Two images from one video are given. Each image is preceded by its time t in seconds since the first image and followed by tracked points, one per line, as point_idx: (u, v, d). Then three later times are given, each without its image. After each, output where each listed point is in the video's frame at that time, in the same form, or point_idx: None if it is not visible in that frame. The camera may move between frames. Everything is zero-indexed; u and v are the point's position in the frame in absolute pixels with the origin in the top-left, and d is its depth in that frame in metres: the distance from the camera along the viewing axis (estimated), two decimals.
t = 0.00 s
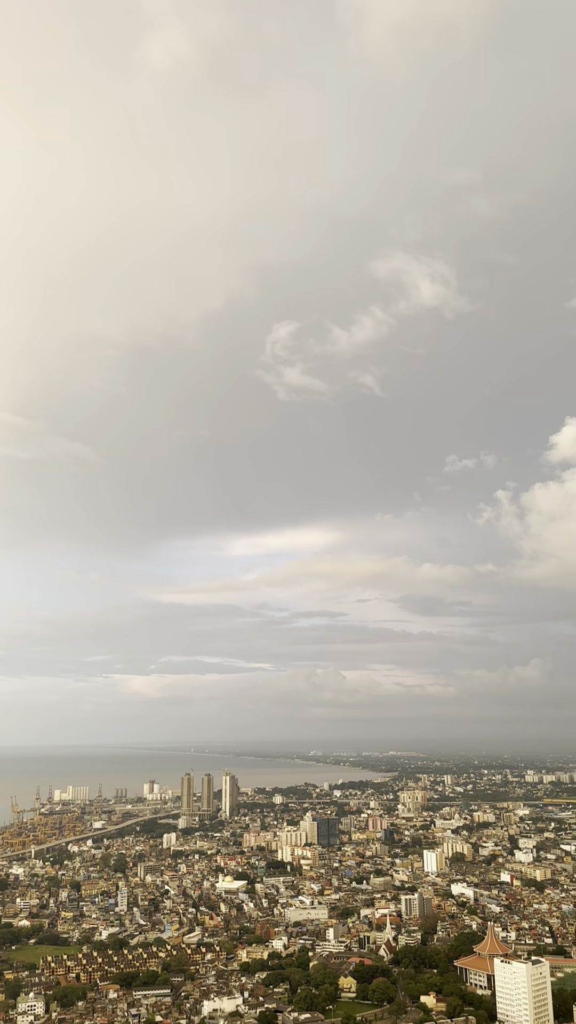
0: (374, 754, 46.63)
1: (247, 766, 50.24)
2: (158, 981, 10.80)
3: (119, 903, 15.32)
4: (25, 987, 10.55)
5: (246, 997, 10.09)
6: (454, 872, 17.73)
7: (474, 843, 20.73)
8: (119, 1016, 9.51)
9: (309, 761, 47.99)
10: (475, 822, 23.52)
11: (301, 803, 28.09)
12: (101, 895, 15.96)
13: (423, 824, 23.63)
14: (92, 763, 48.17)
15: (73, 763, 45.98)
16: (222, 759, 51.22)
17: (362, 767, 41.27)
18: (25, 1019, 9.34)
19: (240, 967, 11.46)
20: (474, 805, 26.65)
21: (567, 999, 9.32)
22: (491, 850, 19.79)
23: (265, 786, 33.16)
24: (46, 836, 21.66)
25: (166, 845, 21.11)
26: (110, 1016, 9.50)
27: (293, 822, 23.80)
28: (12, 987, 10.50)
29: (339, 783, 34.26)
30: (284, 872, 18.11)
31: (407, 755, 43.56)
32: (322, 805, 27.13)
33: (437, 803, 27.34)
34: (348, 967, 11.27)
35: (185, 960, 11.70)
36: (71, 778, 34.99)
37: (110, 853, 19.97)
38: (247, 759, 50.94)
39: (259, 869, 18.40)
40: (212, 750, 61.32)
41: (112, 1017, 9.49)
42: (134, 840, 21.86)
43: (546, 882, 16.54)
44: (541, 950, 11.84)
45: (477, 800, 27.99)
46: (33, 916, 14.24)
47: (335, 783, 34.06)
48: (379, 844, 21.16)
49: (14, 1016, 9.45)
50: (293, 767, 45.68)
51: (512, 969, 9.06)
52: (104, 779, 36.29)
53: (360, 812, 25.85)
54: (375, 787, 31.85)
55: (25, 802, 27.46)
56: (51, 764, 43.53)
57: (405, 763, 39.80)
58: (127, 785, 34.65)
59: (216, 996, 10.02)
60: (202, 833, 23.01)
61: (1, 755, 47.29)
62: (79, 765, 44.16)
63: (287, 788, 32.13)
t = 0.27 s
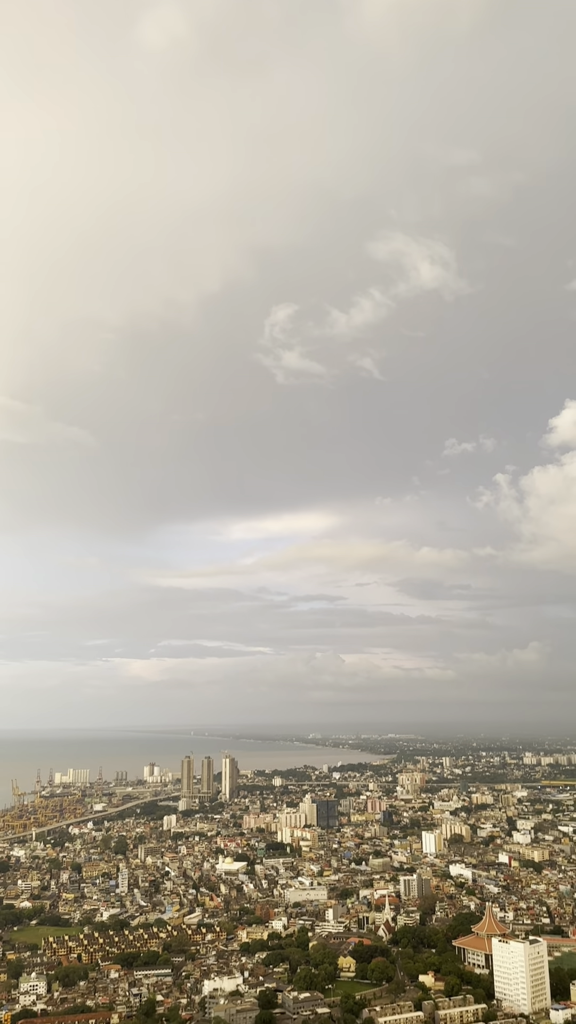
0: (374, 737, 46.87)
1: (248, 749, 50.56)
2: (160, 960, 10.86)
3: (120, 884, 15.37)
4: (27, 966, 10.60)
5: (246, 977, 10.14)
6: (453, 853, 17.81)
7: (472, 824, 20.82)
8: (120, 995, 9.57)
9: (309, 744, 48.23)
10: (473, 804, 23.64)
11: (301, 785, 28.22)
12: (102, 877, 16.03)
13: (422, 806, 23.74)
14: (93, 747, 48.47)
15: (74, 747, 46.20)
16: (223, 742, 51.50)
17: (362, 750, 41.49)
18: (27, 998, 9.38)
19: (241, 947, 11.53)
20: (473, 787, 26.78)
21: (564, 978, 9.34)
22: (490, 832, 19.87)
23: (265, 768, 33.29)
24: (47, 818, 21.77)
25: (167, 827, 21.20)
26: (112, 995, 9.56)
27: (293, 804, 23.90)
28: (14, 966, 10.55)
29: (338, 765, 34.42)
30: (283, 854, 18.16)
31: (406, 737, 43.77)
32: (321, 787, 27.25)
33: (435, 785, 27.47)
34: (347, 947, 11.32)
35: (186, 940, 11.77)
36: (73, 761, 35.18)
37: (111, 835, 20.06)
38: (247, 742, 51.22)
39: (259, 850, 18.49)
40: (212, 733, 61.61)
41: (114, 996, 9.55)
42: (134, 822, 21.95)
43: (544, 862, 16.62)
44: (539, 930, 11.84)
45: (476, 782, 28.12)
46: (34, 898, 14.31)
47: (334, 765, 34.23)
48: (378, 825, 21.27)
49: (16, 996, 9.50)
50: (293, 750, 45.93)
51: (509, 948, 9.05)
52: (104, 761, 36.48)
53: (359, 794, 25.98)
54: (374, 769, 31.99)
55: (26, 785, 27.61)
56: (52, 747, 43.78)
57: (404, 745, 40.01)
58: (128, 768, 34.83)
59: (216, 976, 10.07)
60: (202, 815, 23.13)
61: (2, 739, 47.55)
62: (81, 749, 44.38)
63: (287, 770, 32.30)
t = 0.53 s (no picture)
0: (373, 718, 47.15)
1: (247, 731, 50.84)
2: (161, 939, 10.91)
3: (121, 864, 15.44)
4: (29, 945, 10.64)
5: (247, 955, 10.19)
6: (451, 833, 17.90)
7: (471, 804, 20.93)
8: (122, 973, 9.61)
9: (308, 725, 48.54)
10: (472, 784, 23.76)
11: (300, 766, 28.35)
12: (104, 857, 16.10)
13: (421, 786, 23.87)
14: (95, 728, 48.71)
15: (75, 728, 46.41)
16: (222, 723, 51.78)
17: (361, 731, 41.71)
18: (29, 976, 9.42)
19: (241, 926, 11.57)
20: (471, 767, 26.91)
21: (562, 955, 9.38)
22: (488, 811, 19.97)
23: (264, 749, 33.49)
24: (48, 800, 21.86)
25: (167, 808, 21.31)
26: (114, 973, 9.60)
27: (292, 785, 24.01)
28: (17, 946, 10.59)
29: (337, 746, 34.59)
30: (283, 834, 18.25)
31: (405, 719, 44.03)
32: (321, 768, 27.37)
33: (434, 765, 27.62)
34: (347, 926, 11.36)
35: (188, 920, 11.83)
36: (73, 743, 35.33)
37: (112, 816, 20.16)
38: (247, 724, 51.52)
39: (259, 830, 18.58)
40: (212, 715, 61.95)
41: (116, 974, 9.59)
42: (135, 803, 22.06)
43: (542, 842, 16.69)
44: (536, 908, 11.91)
45: (474, 762, 28.26)
46: (36, 878, 14.37)
47: (333, 746, 34.38)
48: (377, 805, 21.38)
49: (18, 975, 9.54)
50: (292, 731, 46.22)
51: (507, 926, 9.08)
52: (105, 743, 36.66)
53: (359, 774, 26.11)
54: (373, 750, 32.17)
55: (28, 767, 27.72)
56: (53, 729, 43.99)
57: (404, 726, 40.21)
58: (129, 749, 35.00)
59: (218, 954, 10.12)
60: (203, 796, 23.24)
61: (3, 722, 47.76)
62: (81, 731, 44.57)
63: (287, 751, 32.46)
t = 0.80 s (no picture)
0: (372, 701, 47.37)
1: (247, 714, 51.13)
2: (162, 921, 10.95)
3: (123, 846, 15.51)
4: (32, 927, 10.70)
5: (247, 935, 10.25)
6: (451, 815, 17.97)
7: (470, 786, 21.03)
8: (123, 953, 9.67)
9: (308, 708, 48.76)
10: (471, 766, 23.87)
11: (301, 749, 28.48)
12: (105, 840, 16.18)
13: (420, 768, 23.97)
14: (96, 712, 48.98)
15: (77, 712, 46.67)
16: (222, 707, 51.99)
17: (361, 714, 41.92)
18: (32, 957, 9.46)
19: (243, 908, 11.63)
20: (470, 750, 27.06)
21: (560, 935, 9.42)
22: (487, 793, 20.07)
23: (265, 733, 33.63)
24: (50, 783, 21.97)
25: (169, 790, 21.41)
26: (115, 954, 9.66)
27: (292, 767, 24.14)
28: (20, 927, 10.64)
29: (337, 729, 34.75)
30: (284, 816, 18.33)
31: (404, 702, 44.22)
32: (321, 751, 27.51)
33: (434, 748, 27.76)
34: (347, 908, 11.39)
35: (189, 902, 11.87)
36: (75, 727, 35.48)
37: (114, 799, 20.26)
38: (247, 707, 51.76)
39: (260, 813, 18.67)
40: (213, 699, 62.33)
41: (117, 954, 9.64)
42: (136, 786, 22.16)
43: (541, 824, 16.78)
44: (535, 889, 11.96)
45: (473, 745, 28.41)
46: (38, 861, 14.44)
47: (334, 729, 34.55)
48: (377, 787, 21.49)
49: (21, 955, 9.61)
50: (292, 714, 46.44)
51: (507, 907, 9.10)
52: (107, 727, 36.87)
53: (359, 757, 26.24)
54: (373, 733, 32.30)
55: (30, 750, 27.87)
56: (54, 713, 44.23)
57: (403, 710, 40.39)
58: (130, 733, 35.16)
59: (218, 935, 10.17)
60: (204, 778, 23.38)
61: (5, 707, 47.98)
62: (82, 715, 44.79)
63: (287, 735, 32.59)
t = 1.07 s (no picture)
0: (372, 684, 47.60)
1: (248, 696, 51.34)
2: (163, 901, 11.00)
3: (125, 827, 15.60)
4: (35, 907, 10.77)
5: (248, 915, 10.30)
6: (450, 795, 18.05)
7: (469, 767, 21.12)
8: (126, 933, 9.72)
9: (307, 691, 48.98)
10: (470, 747, 23.98)
11: (301, 731, 28.60)
12: (107, 821, 16.27)
13: (419, 749, 24.11)
14: (97, 695, 49.19)
15: (78, 695, 46.88)
16: (223, 691, 52.23)
17: (361, 696, 42.08)
18: (35, 937, 9.51)
19: (244, 888, 11.69)
20: (470, 731, 27.18)
21: (559, 914, 9.46)
22: (486, 774, 20.16)
23: (265, 715, 33.79)
24: (52, 766, 22.05)
25: (170, 772, 21.51)
26: (117, 935, 9.70)
27: (293, 750, 24.25)
28: (23, 908, 10.70)
29: (337, 711, 34.90)
30: (284, 797, 18.43)
31: (404, 684, 44.43)
32: (321, 733, 27.61)
33: (433, 730, 27.89)
34: (348, 888, 11.44)
35: (190, 882, 11.93)
36: (76, 711, 35.65)
37: (116, 781, 20.36)
38: (248, 691, 52.02)
39: (260, 794, 18.75)
40: (214, 682, 62.61)
41: (120, 935, 9.68)
42: (138, 768, 22.27)
43: (540, 804, 16.85)
44: (534, 869, 12.02)
45: (473, 726, 28.54)
46: (41, 843, 14.51)
47: (334, 711, 34.70)
48: (377, 768, 21.59)
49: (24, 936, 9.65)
50: (292, 697, 46.66)
51: (506, 886, 9.13)
52: (108, 710, 37.00)
53: (359, 739, 26.35)
54: (372, 715, 32.46)
55: (31, 734, 27.97)
56: (56, 696, 44.39)
57: (403, 692, 40.55)
58: (131, 716, 35.33)
59: (220, 915, 10.21)
60: (205, 760, 23.49)
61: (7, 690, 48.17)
62: (83, 699, 45.01)
63: (287, 717, 32.75)
